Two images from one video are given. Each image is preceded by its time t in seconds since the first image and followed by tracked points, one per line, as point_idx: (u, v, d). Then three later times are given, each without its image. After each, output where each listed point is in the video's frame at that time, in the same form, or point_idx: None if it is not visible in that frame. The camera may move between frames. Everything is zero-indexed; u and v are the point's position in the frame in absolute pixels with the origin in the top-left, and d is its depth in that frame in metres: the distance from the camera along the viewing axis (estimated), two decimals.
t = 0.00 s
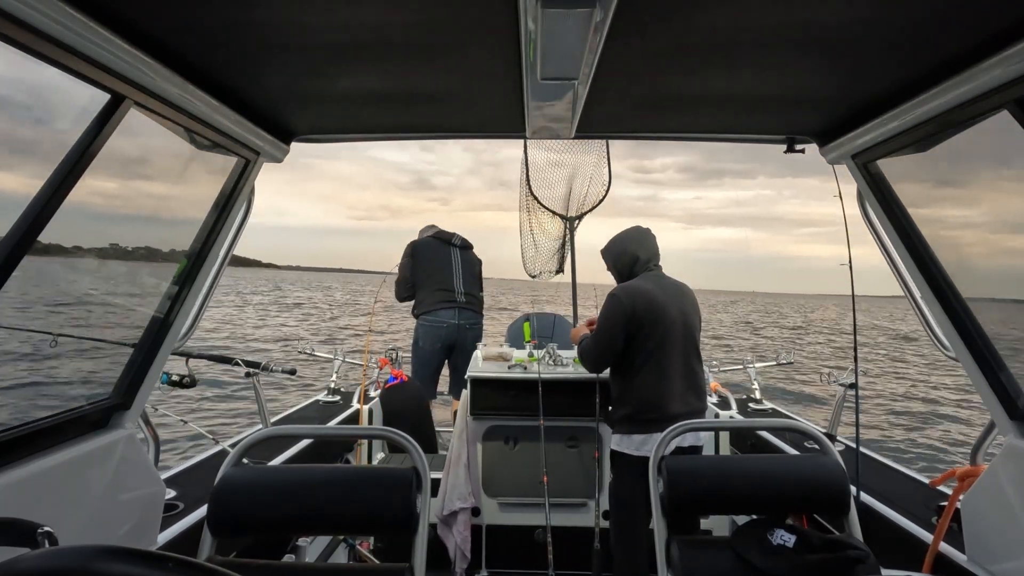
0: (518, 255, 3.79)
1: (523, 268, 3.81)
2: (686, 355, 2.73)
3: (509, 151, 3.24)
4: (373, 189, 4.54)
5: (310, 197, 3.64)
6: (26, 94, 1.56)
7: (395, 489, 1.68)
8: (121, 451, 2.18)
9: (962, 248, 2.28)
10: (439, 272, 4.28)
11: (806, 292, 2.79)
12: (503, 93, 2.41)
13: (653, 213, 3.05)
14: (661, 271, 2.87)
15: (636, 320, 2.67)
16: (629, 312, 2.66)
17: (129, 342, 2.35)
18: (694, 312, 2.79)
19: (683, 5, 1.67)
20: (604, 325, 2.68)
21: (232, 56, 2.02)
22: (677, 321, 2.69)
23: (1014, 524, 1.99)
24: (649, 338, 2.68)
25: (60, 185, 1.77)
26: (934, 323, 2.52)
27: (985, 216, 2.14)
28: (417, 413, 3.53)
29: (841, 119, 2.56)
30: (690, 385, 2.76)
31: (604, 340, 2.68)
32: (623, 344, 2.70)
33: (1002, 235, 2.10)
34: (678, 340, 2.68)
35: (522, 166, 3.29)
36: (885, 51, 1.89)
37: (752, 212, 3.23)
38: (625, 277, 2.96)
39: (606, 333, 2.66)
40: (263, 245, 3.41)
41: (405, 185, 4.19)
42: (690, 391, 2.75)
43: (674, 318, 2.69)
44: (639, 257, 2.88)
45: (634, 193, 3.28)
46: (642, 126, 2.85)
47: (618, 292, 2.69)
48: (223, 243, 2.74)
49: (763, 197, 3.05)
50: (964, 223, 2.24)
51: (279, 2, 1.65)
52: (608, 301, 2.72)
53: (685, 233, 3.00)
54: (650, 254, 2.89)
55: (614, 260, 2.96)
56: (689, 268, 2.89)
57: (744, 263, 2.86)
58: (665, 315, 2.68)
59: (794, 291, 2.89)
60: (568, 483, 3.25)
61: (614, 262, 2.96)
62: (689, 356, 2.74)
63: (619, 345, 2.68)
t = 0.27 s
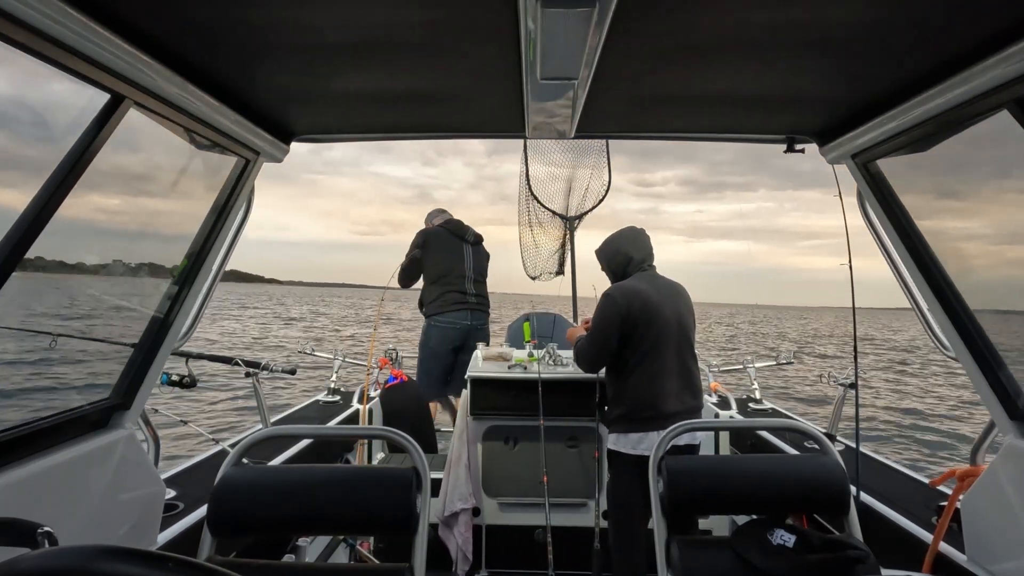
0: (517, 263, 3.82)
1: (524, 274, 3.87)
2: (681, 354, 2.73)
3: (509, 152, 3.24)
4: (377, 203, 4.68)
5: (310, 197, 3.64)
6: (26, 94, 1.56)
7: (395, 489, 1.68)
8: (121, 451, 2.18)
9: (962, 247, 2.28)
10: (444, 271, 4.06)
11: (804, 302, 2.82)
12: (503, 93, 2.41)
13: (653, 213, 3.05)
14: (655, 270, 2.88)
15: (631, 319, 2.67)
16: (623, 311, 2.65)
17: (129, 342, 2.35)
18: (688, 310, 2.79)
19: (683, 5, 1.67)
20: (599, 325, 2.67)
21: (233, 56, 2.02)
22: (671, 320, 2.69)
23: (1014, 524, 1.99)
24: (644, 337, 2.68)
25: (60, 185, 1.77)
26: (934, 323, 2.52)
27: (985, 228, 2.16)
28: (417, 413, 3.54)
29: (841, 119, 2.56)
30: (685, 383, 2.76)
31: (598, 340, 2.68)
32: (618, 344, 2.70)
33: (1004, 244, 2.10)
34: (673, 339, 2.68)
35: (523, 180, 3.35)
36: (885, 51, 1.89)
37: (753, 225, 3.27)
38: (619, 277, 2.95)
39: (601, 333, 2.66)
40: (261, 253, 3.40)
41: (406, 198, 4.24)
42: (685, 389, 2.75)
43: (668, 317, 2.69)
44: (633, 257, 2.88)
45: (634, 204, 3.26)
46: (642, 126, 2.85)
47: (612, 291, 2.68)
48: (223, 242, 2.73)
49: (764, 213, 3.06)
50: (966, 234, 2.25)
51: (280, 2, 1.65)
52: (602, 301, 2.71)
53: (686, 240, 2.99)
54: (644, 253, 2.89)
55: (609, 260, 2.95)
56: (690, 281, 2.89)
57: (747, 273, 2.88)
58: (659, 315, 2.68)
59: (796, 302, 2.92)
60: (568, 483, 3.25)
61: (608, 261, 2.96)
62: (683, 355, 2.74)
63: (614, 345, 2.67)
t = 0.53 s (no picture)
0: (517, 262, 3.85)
1: (525, 276, 3.90)
2: (679, 353, 2.73)
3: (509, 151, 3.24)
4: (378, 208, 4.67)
5: (310, 197, 3.64)
6: (26, 94, 1.56)
7: (395, 489, 1.68)
8: (120, 451, 2.17)
9: (962, 247, 2.28)
10: (453, 270, 3.92)
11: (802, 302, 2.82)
12: (503, 93, 2.41)
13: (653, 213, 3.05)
14: (652, 269, 2.88)
15: (627, 319, 2.67)
16: (619, 311, 2.66)
17: (129, 342, 2.35)
18: (685, 310, 2.79)
19: (683, 5, 1.67)
20: (596, 325, 2.68)
21: (233, 56, 2.02)
22: (668, 319, 2.69)
23: (1014, 524, 1.99)
24: (641, 337, 2.68)
25: (60, 185, 1.77)
26: (934, 323, 2.52)
27: (986, 224, 2.14)
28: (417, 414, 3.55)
29: (841, 119, 2.56)
30: (683, 382, 2.76)
31: (595, 339, 2.68)
32: (615, 343, 2.70)
33: (1005, 240, 2.09)
34: (670, 338, 2.68)
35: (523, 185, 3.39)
36: (885, 51, 1.89)
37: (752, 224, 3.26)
38: (616, 277, 2.96)
39: (597, 332, 2.66)
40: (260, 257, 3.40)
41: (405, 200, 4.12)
42: (683, 388, 2.75)
43: (665, 316, 2.69)
44: (630, 256, 2.87)
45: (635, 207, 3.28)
46: (642, 126, 2.85)
47: (609, 291, 2.68)
48: (223, 242, 2.73)
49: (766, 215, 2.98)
50: (967, 231, 2.24)
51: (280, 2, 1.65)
52: (599, 301, 2.72)
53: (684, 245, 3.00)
54: (641, 252, 2.89)
55: (606, 261, 2.95)
56: (690, 281, 2.97)
57: (745, 273, 2.86)
58: (656, 314, 2.68)
59: (795, 302, 2.92)
60: (568, 483, 3.25)
61: (605, 261, 2.96)
62: (681, 354, 2.74)
63: (611, 345, 2.67)
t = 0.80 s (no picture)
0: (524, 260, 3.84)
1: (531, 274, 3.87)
2: (683, 354, 2.73)
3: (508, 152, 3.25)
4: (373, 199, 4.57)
5: (310, 198, 3.65)
6: (26, 96, 1.56)
7: (395, 489, 1.68)
8: (120, 451, 2.17)
9: (961, 248, 2.28)
10: (455, 269, 3.90)
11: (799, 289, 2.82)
12: (503, 92, 2.41)
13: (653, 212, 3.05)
14: (656, 271, 2.87)
15: (632, 319, 2.67)
16: (625, 311, 2.66)
17: (129, 342, 2.35)
18: (690, 311, 2.79)
19: (681, 6, 1.67)
20: (601, 324, 2.68)
21: (233, 56, 2.02)
22: (672, 319, 2.69)
23: (1014, 525, 1.99)
24: (646, 337, 2.68)
25: (60, 184, 1.76)
26: (934, 323, 2.52)
27: (983, 207, 2.12)
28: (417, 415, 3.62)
29: (841, 120, 2.56)
30: (687, 383, 2.75)
31: (600, 339, 2.68)
32: (619, 343, 2.70)
33: (1003, 229, 2.08)
34: (674, 338, 2.68)
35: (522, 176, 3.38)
36: (884, 51, 1.89)
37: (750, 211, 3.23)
38: (620, 278, 2.94)
39: (602, 332, 2.66)
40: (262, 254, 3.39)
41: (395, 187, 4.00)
42: (687, 389, 2.75)
43: (670, 317, 2.69)
44: (635, 258, 2.85)
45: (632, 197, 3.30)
46: (642, 126, 2.85)
47: (614, 291, 2.69)
48: (223, 242, 2.73)
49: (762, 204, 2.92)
50: (965, 219, 2.22)
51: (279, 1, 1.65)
52: (604, 301, 2.72)
53: (683, 234, 3.02)
54: (646, 254, 2.87)
55: (609, 262, 2.94)
56: (688, 271, 2.90)
57: (746, 269, 2.86)
58: (661, 314, 2.68)
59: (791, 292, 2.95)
60: (568, 483, 3.25)
61: (610, 263, 2.94)
62: (685, 355, 2.74)
63: (615, 344, 2.68)
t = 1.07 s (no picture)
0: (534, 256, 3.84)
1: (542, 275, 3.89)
2: (694, 354, 2.73)
3: (508, 151, 3.25)
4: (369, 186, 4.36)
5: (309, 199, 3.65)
6: (25, 97, 1.56)
7: (395, 490, 1.68)
8: (121, 451, 2.17)
9: (961, 248, 2.28)
10: (464, 269, 3.91)
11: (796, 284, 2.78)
12: (503, 92, 2.41)
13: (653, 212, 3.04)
14: (669, 272, 2.90)
15: (644, 319, 2.67)
16: (637, 311, 2.66)
17: (128, 342, 2.35)
18: (701, 312, 2.79)
19: (680, 6, 1.67)
20: (613, 323, 2.67)
21: (232, 57, 2.02)
22: (685, 320, 2.70)
23: (1014, 526, 1.99)
24: (658, 337, 2.68)
25: (59, 184, 1.76)
26: (934, 323, 2.52)
27: (983, 205, 2.12)
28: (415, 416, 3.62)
29: (841, 120, 2.56)
30: (697, 384, 2.76)
31: (612, 338, 2.67)
32: (631, 343, 2.70)
33: (1002, 225, 2.07)
34: (686, 339, 2.68)
35: (522, 169, 3.40)
36: (884, 51, 1.89)
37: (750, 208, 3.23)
38: (633, 277, 2.96)
39: (615, 331, 2.66)
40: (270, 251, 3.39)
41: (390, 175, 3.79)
42: (697, 390, 2.75)
43: (682, 317, 2.69)
44: (650, 258, 2.89)
45: (631, 188, 3.31)
46: (643, 125, 2.85)
47: (628, 290, 2.69)
48: (223, 242, 2.73)
49: (760, 195, 2.80)
50: (964, 214, 2.22)
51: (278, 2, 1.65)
52: (617, 300, 2.72)
53: (684, 226, 3.02)
54: (660, 254, 2.90)
55: (622, 260, 2.97)
56: (689, 264, 2.94)
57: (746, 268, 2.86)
58: (673, 314, 2.68)
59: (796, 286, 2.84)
60: (568, 484, 3.25)
61: (624, 262, 2.97)
62: (696, 356, 2.74)
63: (627, 344, 2.67)
